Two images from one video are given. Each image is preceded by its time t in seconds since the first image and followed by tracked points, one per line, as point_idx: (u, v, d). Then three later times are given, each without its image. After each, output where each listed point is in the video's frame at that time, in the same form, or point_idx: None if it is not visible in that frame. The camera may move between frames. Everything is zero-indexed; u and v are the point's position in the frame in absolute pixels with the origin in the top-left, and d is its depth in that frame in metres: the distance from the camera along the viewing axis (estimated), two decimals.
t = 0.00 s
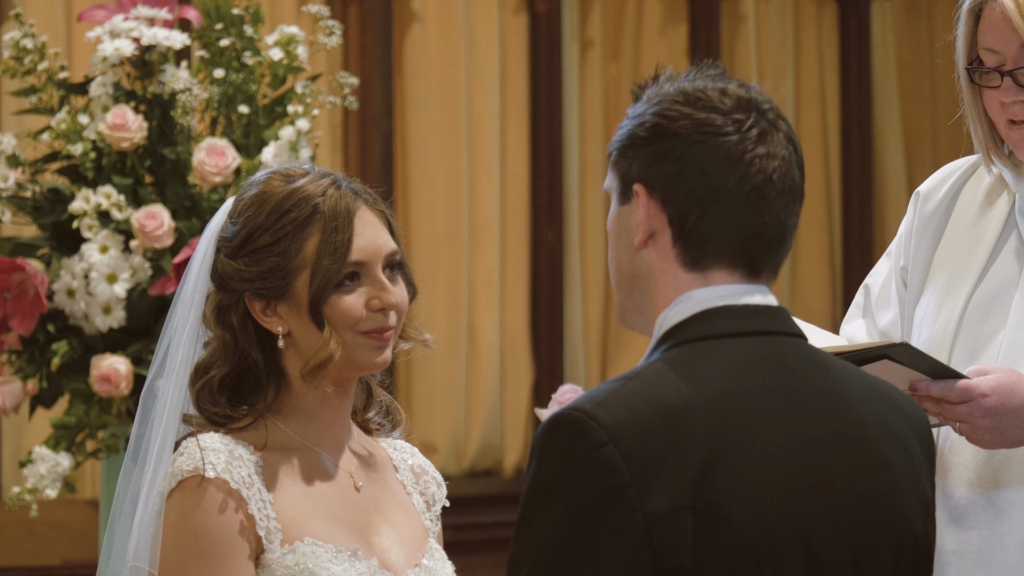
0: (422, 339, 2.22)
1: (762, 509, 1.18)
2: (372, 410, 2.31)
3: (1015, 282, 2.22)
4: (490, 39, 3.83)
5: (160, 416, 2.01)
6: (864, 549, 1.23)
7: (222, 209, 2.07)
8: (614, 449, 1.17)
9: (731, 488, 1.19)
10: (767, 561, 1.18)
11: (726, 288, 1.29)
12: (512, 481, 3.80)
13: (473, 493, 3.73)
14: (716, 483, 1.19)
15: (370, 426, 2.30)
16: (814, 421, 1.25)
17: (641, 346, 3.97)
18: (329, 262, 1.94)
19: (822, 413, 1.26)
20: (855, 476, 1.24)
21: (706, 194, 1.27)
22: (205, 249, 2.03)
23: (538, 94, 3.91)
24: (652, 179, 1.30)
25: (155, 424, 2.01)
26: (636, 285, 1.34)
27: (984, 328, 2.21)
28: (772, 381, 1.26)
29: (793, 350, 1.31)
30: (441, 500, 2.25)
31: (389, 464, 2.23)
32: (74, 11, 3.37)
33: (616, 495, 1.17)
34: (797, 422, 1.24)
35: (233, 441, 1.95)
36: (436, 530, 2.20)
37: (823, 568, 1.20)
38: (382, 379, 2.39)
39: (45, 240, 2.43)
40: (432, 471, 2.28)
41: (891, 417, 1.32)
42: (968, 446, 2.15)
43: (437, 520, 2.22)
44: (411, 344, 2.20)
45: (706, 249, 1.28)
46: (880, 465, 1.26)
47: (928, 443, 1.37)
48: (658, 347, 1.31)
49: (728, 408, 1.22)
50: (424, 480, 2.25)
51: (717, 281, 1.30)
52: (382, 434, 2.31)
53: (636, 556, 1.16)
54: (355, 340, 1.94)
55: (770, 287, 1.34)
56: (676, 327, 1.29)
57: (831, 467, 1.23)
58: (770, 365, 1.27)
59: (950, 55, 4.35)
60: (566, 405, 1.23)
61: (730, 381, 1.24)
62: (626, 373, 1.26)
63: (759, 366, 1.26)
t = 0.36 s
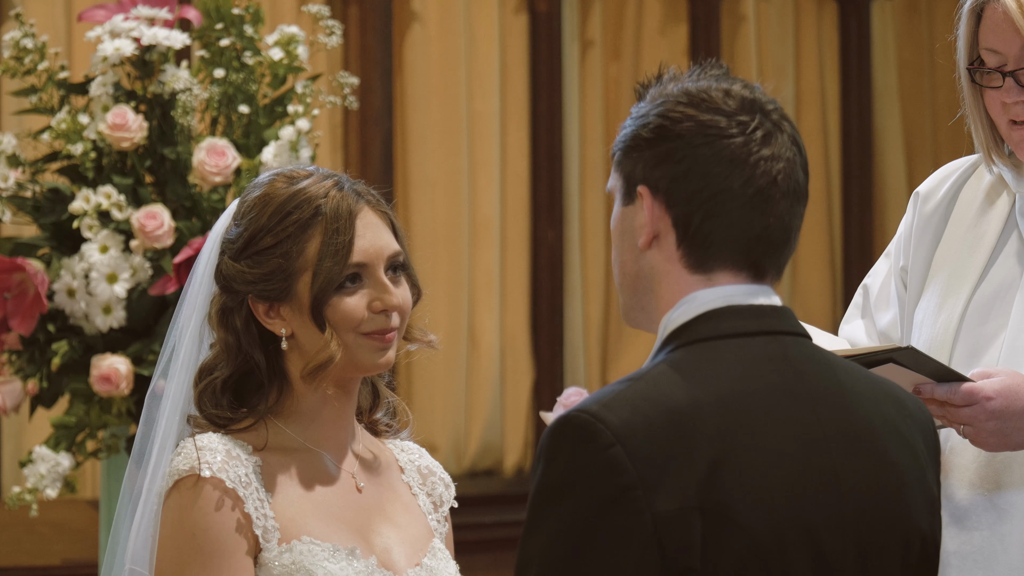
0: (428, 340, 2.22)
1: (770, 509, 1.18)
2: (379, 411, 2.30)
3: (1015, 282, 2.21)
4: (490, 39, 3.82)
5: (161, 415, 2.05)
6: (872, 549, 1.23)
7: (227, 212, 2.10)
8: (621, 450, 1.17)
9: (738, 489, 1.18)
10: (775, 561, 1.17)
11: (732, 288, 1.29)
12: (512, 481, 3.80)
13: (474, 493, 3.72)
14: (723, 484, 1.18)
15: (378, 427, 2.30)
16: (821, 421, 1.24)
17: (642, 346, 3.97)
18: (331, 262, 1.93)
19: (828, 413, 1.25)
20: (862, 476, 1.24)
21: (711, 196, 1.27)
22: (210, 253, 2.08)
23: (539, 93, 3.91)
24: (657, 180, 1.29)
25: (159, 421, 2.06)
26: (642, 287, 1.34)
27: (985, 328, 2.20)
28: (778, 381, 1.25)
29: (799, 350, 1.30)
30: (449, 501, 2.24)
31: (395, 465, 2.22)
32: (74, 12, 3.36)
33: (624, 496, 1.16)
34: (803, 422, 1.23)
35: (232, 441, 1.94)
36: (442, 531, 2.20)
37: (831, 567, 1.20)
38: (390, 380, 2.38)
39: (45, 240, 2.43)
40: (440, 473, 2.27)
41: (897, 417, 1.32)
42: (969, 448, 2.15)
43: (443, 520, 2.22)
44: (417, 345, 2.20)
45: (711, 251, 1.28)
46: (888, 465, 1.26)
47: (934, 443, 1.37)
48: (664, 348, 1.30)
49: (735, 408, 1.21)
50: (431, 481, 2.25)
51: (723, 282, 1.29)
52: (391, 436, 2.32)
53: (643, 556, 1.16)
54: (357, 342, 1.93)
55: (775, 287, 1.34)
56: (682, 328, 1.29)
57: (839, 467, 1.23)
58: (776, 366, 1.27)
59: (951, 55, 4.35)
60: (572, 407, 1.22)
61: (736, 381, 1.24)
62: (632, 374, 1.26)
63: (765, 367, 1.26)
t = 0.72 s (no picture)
0: (431, 340, 2.22)
1: (769, 509, 1.18)
2: (385, 412, 2.30)
3: (1014, 283, 2.22)
4: (490, 40, 3.83)
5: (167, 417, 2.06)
6: (871, 551, 1.23)
7: (229, 216, 2.10)
8: (620, 446, 1.17)
9: (737, 489, 1.18)
10: (773, 561, 1.17)
11: (736, 287, 1.29)
12: (512, 481, 3.80)
13: (474, 493, 3.73)
14: (723, 483, 1.19)
15: (384, 428, 2.30)
16: (822, 422, 1.25)
17: (642, 346, 3.97)
18: (332, 262, 1.93)
19: (829, 414, 1.26)
20: (862, 477, 1.24)
21: (719, 195, 1.27)
22: (215, 252, 2.07)
23: (538, 94, 3.91)
24: (664, 179, 1.30)
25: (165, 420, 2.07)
26: (647, 287, 1.34)
27: (984, 329, 2.21)
28: (779, 381, 1.25)
29: (802, 350, 1.31)
30: (455, 501, 2.24)
31: (401, 466, 2.22)
32: (74, 12, 3.37)
33: (622, 493, 1.17)
34: (804, 422, 1.24)
35: (235, 441, 1.95)
36: (448, 532, 2.20)
37: (829, 568, 1.20)
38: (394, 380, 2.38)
39: (45, 240, 2.43)
40: (446, 473, 2.27)
41: (899, 420, 1.32)
42: (969, 450, 2.15)
43: (449, 521, 2.22)
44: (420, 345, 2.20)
45: (719, 250, 1.28)
46: (889, 468, 1.26)
47: (936, 448, 1.37)
48: (667, 346, 1.31)
49: (735, 407, 1.22)
50: (437, 482, 2.25)
51: (729, 282, 1.30)
52: (397, 436, 2.31)
53: (640, 555, 1.16)
54: (360, 342, 1.93)
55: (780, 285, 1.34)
56: (686, 326, 1.30)
57: (838, 467, 1.23)
58: (778, 365, 1.27)
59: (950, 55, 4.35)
60: (572, 403, 1.23)
61: (737, 380, 1.24)
62: (634, 372, 1.27)
63: (767, 366, 1.26)
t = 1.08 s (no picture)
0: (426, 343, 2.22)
1: (749, 511, 1.18)
2: (382, 411, 2.30)
3: (1012, 284, 2.22)
4: (490, 40, 3.83)
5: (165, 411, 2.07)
6: (855, 553, 1.22)
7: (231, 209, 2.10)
8: (598, 450, 1.18)
9: (717, 491, 1.18)
10: (753, 563, 1.17)
11: (720, 288, 1.29)
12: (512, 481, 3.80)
13: (474, 493, 3.73)
14: (703, 485, 1.19)
15: (381, 428, 2.30)
16: (805, 424, 1.24)
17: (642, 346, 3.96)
18: (329, 263, 1.93)
19: (813, 416, 1.25)
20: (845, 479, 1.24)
21: (687, 188, 1.27)
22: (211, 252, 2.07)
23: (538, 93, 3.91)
24: (633, 184, 1.30)
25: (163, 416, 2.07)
26: (630, 296, 1.34)
27: (984, 330, 2.21)
28: (763, 383, 1.25)
29: (788, 352, 1.31)
30: (452, 500, 2.25)
31: (398, 465, 2.22)
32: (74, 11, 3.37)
33: (600, 496, 1.17)
34: (786, 424, 1.23)
35: (232, 441, 1.95)
36: (445, 531, 2.20)
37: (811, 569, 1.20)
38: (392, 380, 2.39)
39: (46, 240, 2.43)
40: (443, 473, 2.27)
41: (887, 421, 1.32)
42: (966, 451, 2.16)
43: (446, 520, 2.22)
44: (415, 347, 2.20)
45: (695, 242, 1.28)
46: (873, 469, 1.26)
47: (926, 448, 1.36)
48: (652, 347, 1.31)
49: (717, 409, 1.22)
50: (434, 481, 2.25)
51: (711, 281, 1.29)
52: (394, 436, 2.32)
53: (619, 557, 1.16)
54: (352, 342, 1.93)
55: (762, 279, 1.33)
56: (671, 329, 1.29)
57: (821, 470, 1.23)
58: (762, 367, 1.27)
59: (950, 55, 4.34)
60: (553, 406, 1.23)
61: (720, 382, 1.24)
62: (616, 373, 1.27)
63: (751, 368, 1.26)
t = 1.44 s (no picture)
0: (431, 338, 2.22)
1: (752, 513, 1.18)
2: (380, 417, 2.32)
3: (1014, 284, 2.22)
4: (490, 40, 3.83)
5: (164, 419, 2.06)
6: (857, 553, 1.22)
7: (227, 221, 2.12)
8: (602, 453, 1.18)
9: (720, 493, 1.19)
10: (756, 565, 1.18)
11: (722, 290, 1.29)
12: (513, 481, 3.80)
13: (474, 493, 3.73)
14: (706, 487, 1.19)
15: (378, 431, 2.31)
16: (807, 425, 1.24)
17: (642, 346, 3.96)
18: (324, 255, 1.93)
19: (815, 417, 1.25)
20: (847, 479, 1.24)
21: (708, 197, 1.27)
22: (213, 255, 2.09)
23: (538, 93, 3.91)
24: (653, 178, 1.30)
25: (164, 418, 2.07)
26: (637, 281, 1.34)
27: (984, 329, 2.20)
28: (765, 384, 1.25)
29: (789, 352, 1.31)
30: (447, 497, 2.24)
31: (391, 465, 2.22)
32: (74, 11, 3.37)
33: (605, 499, 1.17)
34: (789, 424, 1.24)
35: (232, 442, 1.95)
36: (438, 529, 2.21)
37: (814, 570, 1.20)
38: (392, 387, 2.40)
39: (45, 240, 2.43)
40: (437, 470, 2.27)
41: (888, 420, 1.32)
42: (967, 451, 2.16)
43: (440, 519, 2.22)
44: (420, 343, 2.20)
45: (706, 253, 1.28)
46: (875, 469, 1.26)
47: (927, 447, 1.36)
48: (654, 348, 1.31)
49: (720, 410, 1.22)
50: (428, 479, 2.24)
51: (714, 284, 1.30)
52: (391, 435, 2.31)
53: (623, 559, 1.16)
54: (350, 338, 1.94)
55: (769, 290, 1.34)
56: (673, 329, 1.30)
57: (823, 470, 1.23)
58: (763, 368, 1.27)
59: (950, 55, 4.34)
60: (556, 408, 1.23)
61: (722, 383, 1.24)
62: (618, 375, 1.27)
63: (753, 369, 1.26)
